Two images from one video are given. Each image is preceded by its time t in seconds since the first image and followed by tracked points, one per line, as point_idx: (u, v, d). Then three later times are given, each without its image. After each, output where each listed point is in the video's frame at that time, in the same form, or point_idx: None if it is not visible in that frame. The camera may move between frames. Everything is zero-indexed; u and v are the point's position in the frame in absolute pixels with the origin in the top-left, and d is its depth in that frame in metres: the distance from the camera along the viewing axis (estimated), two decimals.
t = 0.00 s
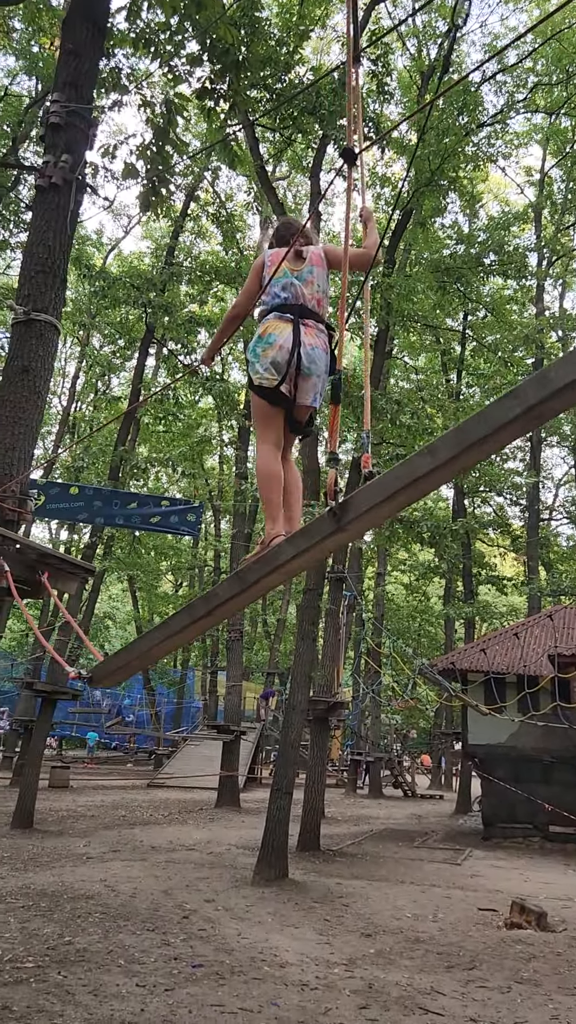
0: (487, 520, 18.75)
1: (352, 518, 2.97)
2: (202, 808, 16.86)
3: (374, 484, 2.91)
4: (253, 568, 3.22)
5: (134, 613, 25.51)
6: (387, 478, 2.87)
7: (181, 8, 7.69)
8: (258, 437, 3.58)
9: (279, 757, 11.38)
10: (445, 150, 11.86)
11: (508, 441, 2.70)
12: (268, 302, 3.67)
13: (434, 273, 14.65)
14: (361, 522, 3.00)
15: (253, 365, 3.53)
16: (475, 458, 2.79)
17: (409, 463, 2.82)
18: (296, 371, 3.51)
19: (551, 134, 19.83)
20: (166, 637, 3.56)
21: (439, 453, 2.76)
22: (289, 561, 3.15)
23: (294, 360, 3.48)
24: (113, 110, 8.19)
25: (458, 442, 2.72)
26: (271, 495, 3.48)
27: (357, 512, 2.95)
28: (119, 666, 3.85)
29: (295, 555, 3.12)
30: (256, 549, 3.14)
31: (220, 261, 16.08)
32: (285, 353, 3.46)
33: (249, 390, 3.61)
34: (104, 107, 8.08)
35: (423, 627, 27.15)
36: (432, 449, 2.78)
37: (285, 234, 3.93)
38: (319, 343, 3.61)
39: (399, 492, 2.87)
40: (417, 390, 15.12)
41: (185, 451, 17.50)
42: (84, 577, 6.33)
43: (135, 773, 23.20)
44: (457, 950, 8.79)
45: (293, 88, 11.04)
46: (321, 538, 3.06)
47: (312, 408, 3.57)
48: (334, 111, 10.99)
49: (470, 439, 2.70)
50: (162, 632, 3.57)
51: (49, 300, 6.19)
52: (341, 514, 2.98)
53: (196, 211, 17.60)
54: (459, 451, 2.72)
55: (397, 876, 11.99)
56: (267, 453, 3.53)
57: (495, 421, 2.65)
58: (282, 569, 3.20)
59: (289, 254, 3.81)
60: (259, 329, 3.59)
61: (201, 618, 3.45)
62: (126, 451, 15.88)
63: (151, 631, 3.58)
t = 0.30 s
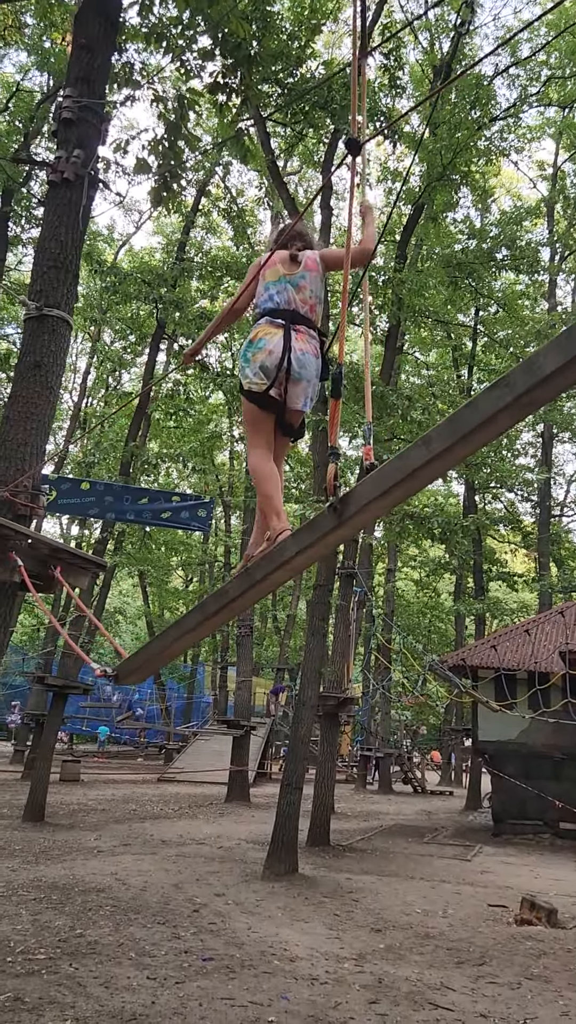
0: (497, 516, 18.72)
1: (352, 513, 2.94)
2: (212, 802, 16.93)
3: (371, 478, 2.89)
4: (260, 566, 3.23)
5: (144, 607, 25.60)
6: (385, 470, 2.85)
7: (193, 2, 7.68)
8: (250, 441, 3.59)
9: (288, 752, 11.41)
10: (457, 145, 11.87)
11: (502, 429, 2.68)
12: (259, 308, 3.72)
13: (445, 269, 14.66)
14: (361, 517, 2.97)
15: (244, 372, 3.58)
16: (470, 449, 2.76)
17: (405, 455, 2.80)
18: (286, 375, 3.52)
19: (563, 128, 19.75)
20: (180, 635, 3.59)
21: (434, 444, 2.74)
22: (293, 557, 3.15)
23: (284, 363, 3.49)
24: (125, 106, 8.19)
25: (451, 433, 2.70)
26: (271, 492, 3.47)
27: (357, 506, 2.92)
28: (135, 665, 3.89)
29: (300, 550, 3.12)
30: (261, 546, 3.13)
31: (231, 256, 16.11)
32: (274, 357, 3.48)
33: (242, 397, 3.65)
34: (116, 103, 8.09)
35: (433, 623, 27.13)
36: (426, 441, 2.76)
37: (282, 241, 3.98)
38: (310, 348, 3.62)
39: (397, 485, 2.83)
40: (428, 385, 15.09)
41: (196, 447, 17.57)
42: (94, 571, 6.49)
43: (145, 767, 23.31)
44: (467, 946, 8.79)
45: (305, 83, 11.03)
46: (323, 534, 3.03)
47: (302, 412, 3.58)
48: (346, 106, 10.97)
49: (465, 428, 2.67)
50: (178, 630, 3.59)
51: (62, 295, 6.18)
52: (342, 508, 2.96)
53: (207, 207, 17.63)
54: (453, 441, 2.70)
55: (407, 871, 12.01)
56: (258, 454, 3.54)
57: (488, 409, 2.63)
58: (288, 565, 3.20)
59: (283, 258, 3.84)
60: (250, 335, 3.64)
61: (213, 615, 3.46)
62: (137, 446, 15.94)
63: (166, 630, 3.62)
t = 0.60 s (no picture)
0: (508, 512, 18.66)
1: (365, 510, 2.90)
2: (221, 797, 16.96)
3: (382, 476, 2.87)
4: (266, 563, 3.18)
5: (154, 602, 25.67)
6: (398, 467, 2.82)
7: None
8: (251, 444, 3.59)
9: (298, 748, 11.42)
10: (468, 139, 11.83)
11: (518, 428, 2.67)
12: (251, 319, 3.74)
13: (456, 264, 14.64)
14: (372, 513, 2.93)
15: (240, 382, 3.59)
16: (485, 448, 2.75)
17: (419, 453, 2.78)
18: (281, 382, 3.53)
19: None
20: (182, 632, 3.54)
21: (450, 442, 2.72)
22: (302, 554, 3.11)
23: (279, 370, 3.50)
24: (135, 101, 8.19)
25: (468, 431, 2.68)
26: (274, 491, 3.44)
27: (369, 503, 2.88)
28: (137, 661, 3.83)
29: (309, 547, 3.08)
30: (269, 542, 3.09)
31: (242, 251, 16.12)
32: (269, 364, 3.49)
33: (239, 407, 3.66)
34: (127, 97, 8.10)
35: (443, 619, 27.09)
36: (442, 439, 2.73)
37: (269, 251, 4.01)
38: (304, 354, 3.64)
39: (411, 483, 2.80)
40: (439, 380, 15.06)
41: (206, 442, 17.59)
42: (106, 568, 6.47)
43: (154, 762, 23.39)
44: (476, 942, 8.78)
45: (315, 78, 11.01)
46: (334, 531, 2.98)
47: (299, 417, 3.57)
48: (357, 101, 10.93)
49: (482, 427, 2.66)
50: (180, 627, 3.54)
51: (73, 292, 6.20)
52: (353, 506, 2.93)
53: (218, 202, 17.64)
54: (470, 440, 2.68)
55: (416, 868, 12.01)
56: (258, 458, 3.53)
57: (506, 408, 2.62)
58: (295, 563, 3.15)
59: (271, 267, 3.86)
60: (244, 346, 3.66)
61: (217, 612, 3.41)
62: (147, 442, 15.98)
63: (169, 627, 3.57)
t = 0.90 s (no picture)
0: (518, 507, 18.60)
1: (393, 507, 2.89)
2: (231, 791, 17.01)
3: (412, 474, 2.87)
4: (285, 558, 3.18)
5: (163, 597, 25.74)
6: (430, 467, 2.83)
7: None
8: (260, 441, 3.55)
9: (308, 742, 11.44)
10: (479, 132, 11.75)
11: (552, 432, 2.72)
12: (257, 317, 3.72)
13: (467, 258, 14.59)
14: (398, 512, 2.93)
15: (246, 377, 3.55)
16: (515, 451, 2.79)
17: (452, 453, 2.79)
18: (290, 380, 3.54)
19: None
20: (192, 623, 3.50)
21: (483, 443, 2.74)
22: (324, 549, 3.10)
23: (288, 368, 3.49)
24: (145, 94, 8.18)
25: (503, 433, 2.71)
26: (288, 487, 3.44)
27: (398, 502, 2.87)
28: (142, 651, 3.78)
29: (331, 542, 3.07)
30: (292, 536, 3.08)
31: (251, 245, 16.11)
32: (278, 361, 3.47)
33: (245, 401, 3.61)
34: (137, 91, 8.09)
35: (453, 614, 27.07)
36: (475, 441, 2.75)
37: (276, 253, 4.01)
38: (310, 353, 3.66)
39: (442, 484, 2.82)
40: (449, 374, 15.02)
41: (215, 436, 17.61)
42: (115, 561, 6.45)
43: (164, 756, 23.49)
44: (485, 936, 8.79)
45: (326, 70, 10.95)
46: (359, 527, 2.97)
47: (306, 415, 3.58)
48: (367, 93, 10.85)
49: (516, 430, 2.69)
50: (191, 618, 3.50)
51: (83, 287, 6.19)
52: (381, 502, 2.90)
53: (227, 196, 17.62)
54: (504, 442, 2.71)
55: (425, 862, 12.03)
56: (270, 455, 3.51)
57: (542, 413, 2.67)
58: (314, 559, 3.15)
59: (278, 268, 3.85)
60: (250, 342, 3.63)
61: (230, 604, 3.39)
62: (157, 436, 16.01)
63: (179, 618, 3.53)
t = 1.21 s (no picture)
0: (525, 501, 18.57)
1: (411, 503, 2.91)
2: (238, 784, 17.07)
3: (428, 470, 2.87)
4: (310, 553, 3.24)
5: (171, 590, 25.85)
6: (445, 462, 2.82)
7: None
8: (276, 439, 3.55)
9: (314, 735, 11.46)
10: (488, 124, 11.70)
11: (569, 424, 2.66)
12: (267, 311, 3.71)
13: (475, 251, 14.55)
14: (418, 506, 2.95)
15: (260, 373, 3.55)
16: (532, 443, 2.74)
17: (466, 447, 2.78)
18: (303, 374, 3.53)
19: None
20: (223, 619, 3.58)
21: (498, 437, 2.71)
22: (346, 544, 3.14)
23: (300, 363, 3.49)
24: (153, 87, 8.17)
25: (518, 426, 2.67)
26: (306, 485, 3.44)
27: (416, 497, 2.89)
28: (175, 649, 3.88)
29: (352, 538, 3.10)
30: (314, 534, 3.13)
31: (258, 238, 16.12)
32: (291, 357, 3.46)
33: (259, 398, 3.61)
34: (145, 83, 8.09)
35: (459, 608, 27.05)
36: (490, 433, 2.72)
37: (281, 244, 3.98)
38: (320, 345, 3.65)
39: (459, 478, 2.81)
40: (457, 367, 15.01)
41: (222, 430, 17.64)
42: (123, 554, 6.45)
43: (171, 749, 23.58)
44: (492, 929, 8.81)
45: (333, 62, 10.89)
46: (379, 523, 3.00)
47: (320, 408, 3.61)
48: (375, 84, 10.79)
49: (532, 422, 2.65)
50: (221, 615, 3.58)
51: (90, 279, 6.18)
52: (399, 499, 2.94)
53: (234, 189, 17.60)
54: (518, 436, 2.68)
55: (432, 855, 12.06)
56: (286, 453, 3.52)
57: (558, 405, 2.61)
58: (339, 553, 3.20)
59: (284, 259, 3.84)
60: (262, 336, 3.62)
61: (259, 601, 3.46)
62: (164, 430, 16.06)
63: (210, 615, 3.61)
